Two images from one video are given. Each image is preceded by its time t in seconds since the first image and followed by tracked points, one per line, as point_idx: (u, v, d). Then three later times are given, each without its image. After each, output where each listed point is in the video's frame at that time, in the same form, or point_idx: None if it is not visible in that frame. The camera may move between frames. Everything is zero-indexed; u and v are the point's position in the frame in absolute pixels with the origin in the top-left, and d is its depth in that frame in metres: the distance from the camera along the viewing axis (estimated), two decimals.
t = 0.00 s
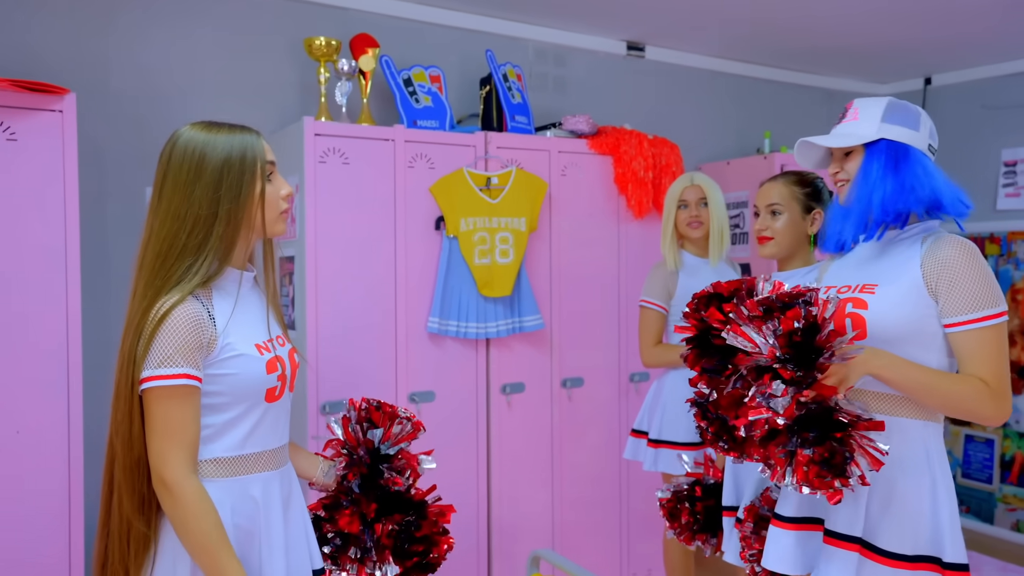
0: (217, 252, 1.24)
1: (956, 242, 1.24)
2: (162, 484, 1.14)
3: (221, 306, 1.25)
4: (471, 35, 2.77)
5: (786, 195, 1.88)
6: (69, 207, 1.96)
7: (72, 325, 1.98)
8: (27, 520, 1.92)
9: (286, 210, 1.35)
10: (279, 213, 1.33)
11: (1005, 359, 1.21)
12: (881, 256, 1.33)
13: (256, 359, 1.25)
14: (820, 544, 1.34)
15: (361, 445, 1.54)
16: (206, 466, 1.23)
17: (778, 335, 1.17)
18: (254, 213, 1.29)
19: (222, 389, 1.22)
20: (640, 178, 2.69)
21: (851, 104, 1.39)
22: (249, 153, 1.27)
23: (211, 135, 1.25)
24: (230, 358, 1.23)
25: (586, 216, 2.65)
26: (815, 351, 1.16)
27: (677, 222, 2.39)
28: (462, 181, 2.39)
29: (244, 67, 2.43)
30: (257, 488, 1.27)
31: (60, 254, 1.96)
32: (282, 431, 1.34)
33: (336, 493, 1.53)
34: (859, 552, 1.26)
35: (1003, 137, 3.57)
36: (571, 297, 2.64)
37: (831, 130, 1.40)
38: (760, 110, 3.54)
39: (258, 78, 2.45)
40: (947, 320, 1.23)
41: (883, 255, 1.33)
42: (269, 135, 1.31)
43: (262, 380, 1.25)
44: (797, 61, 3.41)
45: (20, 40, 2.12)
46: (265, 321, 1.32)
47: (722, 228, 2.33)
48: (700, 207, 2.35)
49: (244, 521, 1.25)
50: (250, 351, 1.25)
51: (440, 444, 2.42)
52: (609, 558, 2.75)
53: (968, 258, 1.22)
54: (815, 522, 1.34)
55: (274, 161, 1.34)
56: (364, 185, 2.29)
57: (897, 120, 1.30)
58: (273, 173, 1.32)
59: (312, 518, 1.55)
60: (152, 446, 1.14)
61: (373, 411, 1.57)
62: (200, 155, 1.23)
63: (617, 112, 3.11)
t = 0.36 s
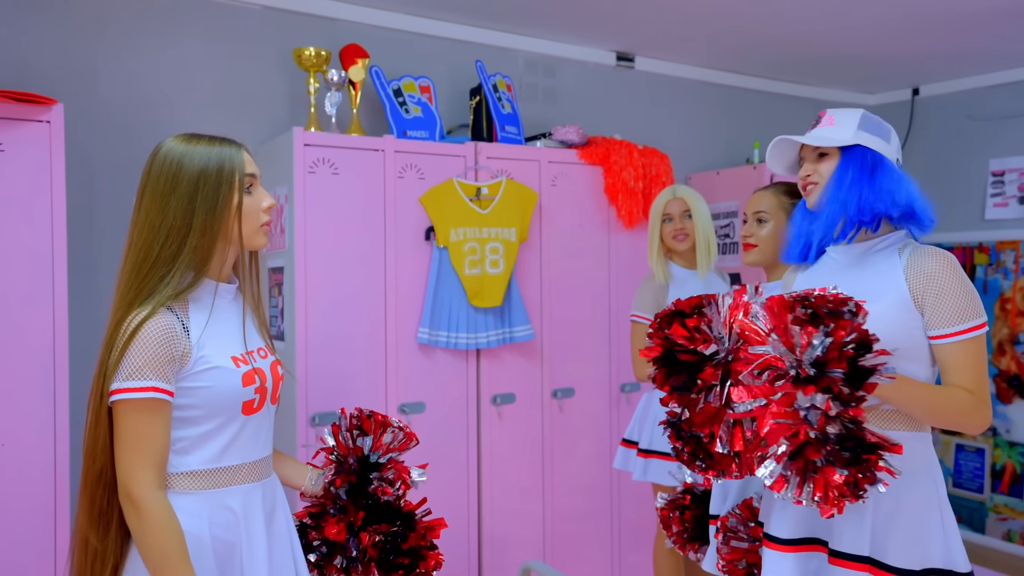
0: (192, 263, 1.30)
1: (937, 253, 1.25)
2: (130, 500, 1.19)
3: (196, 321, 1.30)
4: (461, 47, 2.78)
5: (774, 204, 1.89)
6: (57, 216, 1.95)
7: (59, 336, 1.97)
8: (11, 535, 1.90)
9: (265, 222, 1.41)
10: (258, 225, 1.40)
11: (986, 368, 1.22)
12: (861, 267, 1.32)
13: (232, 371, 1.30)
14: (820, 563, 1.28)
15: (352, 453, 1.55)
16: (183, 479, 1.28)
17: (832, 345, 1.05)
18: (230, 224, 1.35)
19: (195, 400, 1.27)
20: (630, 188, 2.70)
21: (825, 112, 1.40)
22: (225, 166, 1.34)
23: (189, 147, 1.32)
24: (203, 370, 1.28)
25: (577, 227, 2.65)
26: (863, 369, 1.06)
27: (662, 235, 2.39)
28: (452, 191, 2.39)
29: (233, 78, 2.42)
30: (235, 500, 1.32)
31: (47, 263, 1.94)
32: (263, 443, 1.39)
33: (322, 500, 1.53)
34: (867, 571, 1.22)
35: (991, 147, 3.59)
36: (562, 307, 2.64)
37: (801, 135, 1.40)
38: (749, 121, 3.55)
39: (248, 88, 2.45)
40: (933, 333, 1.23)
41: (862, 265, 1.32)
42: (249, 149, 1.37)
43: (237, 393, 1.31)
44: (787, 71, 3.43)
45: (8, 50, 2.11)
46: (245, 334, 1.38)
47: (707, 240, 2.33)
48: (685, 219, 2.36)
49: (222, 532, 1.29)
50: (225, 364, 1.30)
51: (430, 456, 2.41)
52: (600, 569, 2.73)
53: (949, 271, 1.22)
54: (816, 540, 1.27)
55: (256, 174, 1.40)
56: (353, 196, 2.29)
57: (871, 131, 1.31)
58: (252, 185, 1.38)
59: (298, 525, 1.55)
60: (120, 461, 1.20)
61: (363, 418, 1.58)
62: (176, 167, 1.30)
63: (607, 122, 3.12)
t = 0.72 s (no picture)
0: (182, 265, 1.30)
1: (911, 248, 1.25)
2: (121, 503, 1.19)
3: (186, 321, 1.31)
4: (455, 48, 2.77)
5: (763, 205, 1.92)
6: (48, 217, 1.94)
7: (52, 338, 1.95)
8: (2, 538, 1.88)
9: (259, 225, 1.41)
10: (252, 227, 1.39)
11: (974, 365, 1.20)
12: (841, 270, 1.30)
13: (221, 374, 1.30)
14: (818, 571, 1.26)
15: (353, 452, 1.56)
16: (172, 481, 1.28)
17: (909, 341, 1.01)
18: (221, 224, 1.35)
19: (183, 402, 1.27)
20: (625, 189, 2.69)
21: (832, 103, 1.37)
22: (217, 167, 1.34)
23: (183, 148, 1.32)
24: (192, 372, 1.28)
25: (572, 228, 2.65)
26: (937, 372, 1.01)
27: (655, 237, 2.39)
28: (447, 193, 2.38)
29: (226, 79, 2.41)
30: (225, 502, 1.32)
31: (39, 265, 1.93)
32: (255, 446, 1.39)
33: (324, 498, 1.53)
34: None
35: (986, 147, 3.60)
36: (557, 309, 2.63)
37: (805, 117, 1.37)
38: (745, 122, 3.55)
39: (241, 89, 2.44)
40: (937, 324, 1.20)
41: (842, 268, 1.31)
42: (243, 150, 1.37)
43: (226, 396, 1.30)
44: (782, 72, 3.43)
45: None
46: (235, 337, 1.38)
47: (701, 242, 2.32)
48: (677, 222, 2.35)
49: (211, 534, 1.29)
50: (214, 366, 1.30)
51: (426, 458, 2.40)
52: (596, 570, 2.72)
53: (925, 269, 1.22)
54: (815, 548, 1.26)
55: (251, 175, 1.40)
56: (347, 197, 2.27)
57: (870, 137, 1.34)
58: (246, 187, 1.39)
59: (299, 526, 1.56)
60: (110, 460, 1.19)
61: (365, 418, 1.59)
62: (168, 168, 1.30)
63: (602, 123, 3.12)
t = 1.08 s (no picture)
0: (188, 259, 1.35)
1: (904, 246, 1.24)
2: (125, 499, 1.24)
3: (192, 319, 1.35)
4: (463, 43, 2.76)
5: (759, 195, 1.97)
6: (55, 212, 1.94)
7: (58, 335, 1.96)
8: (8, 532, 1.89)
9: (267, 221, 1.44)
10: (259, 223, 1.43)
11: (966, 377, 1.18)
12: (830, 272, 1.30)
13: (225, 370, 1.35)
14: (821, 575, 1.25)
15: (366, 448, 1.57)
16: (175, 477, 1.34)
17: (951, 331, 0.99)
18: (227, 219, 1.39)
19: (186, 399, 1.32)
20: (633, 185, 2.67)
21: (819, 94, 1.36)
22: (225, 162, 1.37)
23: (191, 142, 1.37)
24: (196, 368, 1.33)
25: (580, 224, 2.63)
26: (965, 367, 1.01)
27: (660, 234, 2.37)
28: (453, 188, 2.37)
29: (233, 74, 2.41)
30: (229, 499, 1.38)
31: (46, 261, 1.93)
32: (259, 440, 1.44)
33: (335, 494, 1.54)
34: None
35: (998, 144, 3.56)
36: (564, 305, 2.62)
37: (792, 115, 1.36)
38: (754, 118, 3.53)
39: (248, 85, 2.44)
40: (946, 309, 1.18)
41: (834, 269, 1.30)
42: (251, 147, 1.41)
43: (230, 392, 1.35)
44: (793, 67, 3.40)
45: (7, 47, 2.10)
46: (243, 333, 1.42)
47: (707, 239, 2.30)
48: (683, 220, 2.33)
49: (214, 531, 1.35)
50: (218, 363, 1.35)
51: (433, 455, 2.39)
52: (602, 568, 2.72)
53: (917, 265, 1.21)
54: (820, 554, 1.24)
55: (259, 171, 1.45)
56: (353, 193, 2.27)
57: (860, 128, 1.29)
58: (254, 181, 1.43)
59: (310, 521, 1.57)
60: (115, 454, 1.25)
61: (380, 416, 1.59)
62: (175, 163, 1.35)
63: (610, 119, 3.10)
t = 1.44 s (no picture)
0: (192, 252, 1.35)
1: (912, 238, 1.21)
2: (128, 493, 1.24)
3: (194, 313, 1.35)
4: (470, 36, 2.74)
5: (749, 181, 1.88)
6: (62, 206, 1.94)
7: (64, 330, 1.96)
8: (17, 525, 1.89)
9: (272, 215, 1.44)
10: (263, 216, 1.43)
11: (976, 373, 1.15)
12: (839, 263, 1.26)
13: (227, 365, 1.35)
14: None
15: (375, 445, 1.55)
16: (178, 472, 1.33)
17: (966, 324, 0.96)
18: (231, 213, 1.39)
19: (189, 392, 1.32)
20: (642, 178, 2.65)
21: (813, 82, 1.35)
22: (228, 155, 1.38)
23: (197, 134, 1.37)
24: (198, 362, 1.32)
25: (589, 218, 2.61)
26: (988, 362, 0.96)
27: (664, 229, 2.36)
28: (460, 181, 2.36)
29: (239, 67, 2.40)
30: (231, 494, 1.37)
31: (53, 257, 1.94)
32: (262, 434, 1.43)
33: (342, 491, 1.53)
34: None
35: (1014, 136, 3.51)
36: (572, 299, 2.60)
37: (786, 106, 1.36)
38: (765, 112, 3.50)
39: (254, 78, 2.43)
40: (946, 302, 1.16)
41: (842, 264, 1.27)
42: (257, 139, 1.41)
43: (231, 387, 1.35)
44: (804, 59, 3.36)
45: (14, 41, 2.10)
46: (246, 328, 1.42)
47: (710, 233, 2.27)
48: (686, 213, 2.30)
49: (215, 525, 1.35)
50: (220, 358, 1.34)
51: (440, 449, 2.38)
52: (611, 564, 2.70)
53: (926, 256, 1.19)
54: (822, 556, 1.23)
55: (265, 164, 1.45)
56: (360, 187, 2.26)
57: (858, 111, 1.28)
58: (259, 174, 1.43)
59: (316, 517, 1.56)
60: (116, 448, 1.25)
61: (388, 412, 1.58)
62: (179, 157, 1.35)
63: (619, 112, 3.08)
